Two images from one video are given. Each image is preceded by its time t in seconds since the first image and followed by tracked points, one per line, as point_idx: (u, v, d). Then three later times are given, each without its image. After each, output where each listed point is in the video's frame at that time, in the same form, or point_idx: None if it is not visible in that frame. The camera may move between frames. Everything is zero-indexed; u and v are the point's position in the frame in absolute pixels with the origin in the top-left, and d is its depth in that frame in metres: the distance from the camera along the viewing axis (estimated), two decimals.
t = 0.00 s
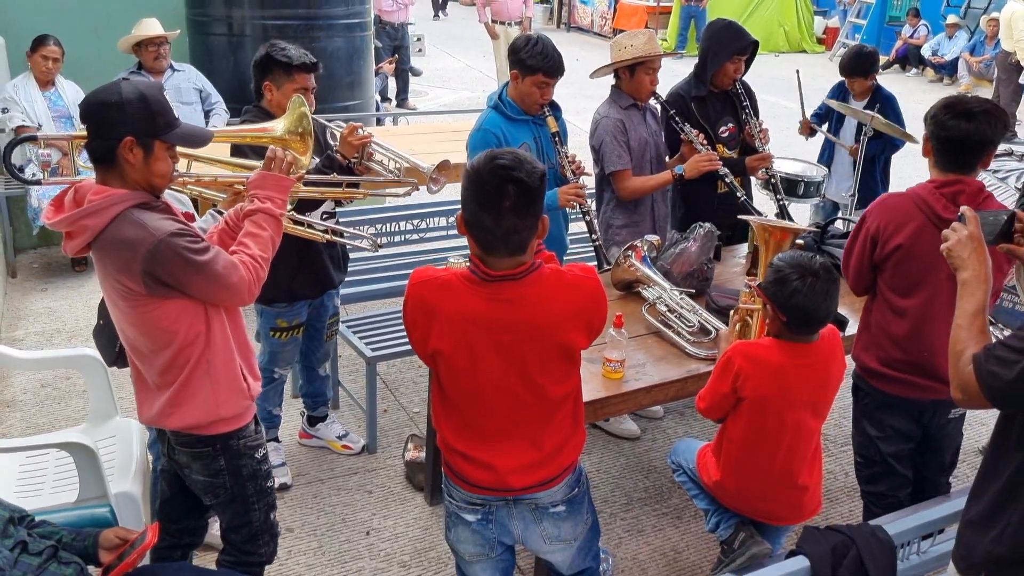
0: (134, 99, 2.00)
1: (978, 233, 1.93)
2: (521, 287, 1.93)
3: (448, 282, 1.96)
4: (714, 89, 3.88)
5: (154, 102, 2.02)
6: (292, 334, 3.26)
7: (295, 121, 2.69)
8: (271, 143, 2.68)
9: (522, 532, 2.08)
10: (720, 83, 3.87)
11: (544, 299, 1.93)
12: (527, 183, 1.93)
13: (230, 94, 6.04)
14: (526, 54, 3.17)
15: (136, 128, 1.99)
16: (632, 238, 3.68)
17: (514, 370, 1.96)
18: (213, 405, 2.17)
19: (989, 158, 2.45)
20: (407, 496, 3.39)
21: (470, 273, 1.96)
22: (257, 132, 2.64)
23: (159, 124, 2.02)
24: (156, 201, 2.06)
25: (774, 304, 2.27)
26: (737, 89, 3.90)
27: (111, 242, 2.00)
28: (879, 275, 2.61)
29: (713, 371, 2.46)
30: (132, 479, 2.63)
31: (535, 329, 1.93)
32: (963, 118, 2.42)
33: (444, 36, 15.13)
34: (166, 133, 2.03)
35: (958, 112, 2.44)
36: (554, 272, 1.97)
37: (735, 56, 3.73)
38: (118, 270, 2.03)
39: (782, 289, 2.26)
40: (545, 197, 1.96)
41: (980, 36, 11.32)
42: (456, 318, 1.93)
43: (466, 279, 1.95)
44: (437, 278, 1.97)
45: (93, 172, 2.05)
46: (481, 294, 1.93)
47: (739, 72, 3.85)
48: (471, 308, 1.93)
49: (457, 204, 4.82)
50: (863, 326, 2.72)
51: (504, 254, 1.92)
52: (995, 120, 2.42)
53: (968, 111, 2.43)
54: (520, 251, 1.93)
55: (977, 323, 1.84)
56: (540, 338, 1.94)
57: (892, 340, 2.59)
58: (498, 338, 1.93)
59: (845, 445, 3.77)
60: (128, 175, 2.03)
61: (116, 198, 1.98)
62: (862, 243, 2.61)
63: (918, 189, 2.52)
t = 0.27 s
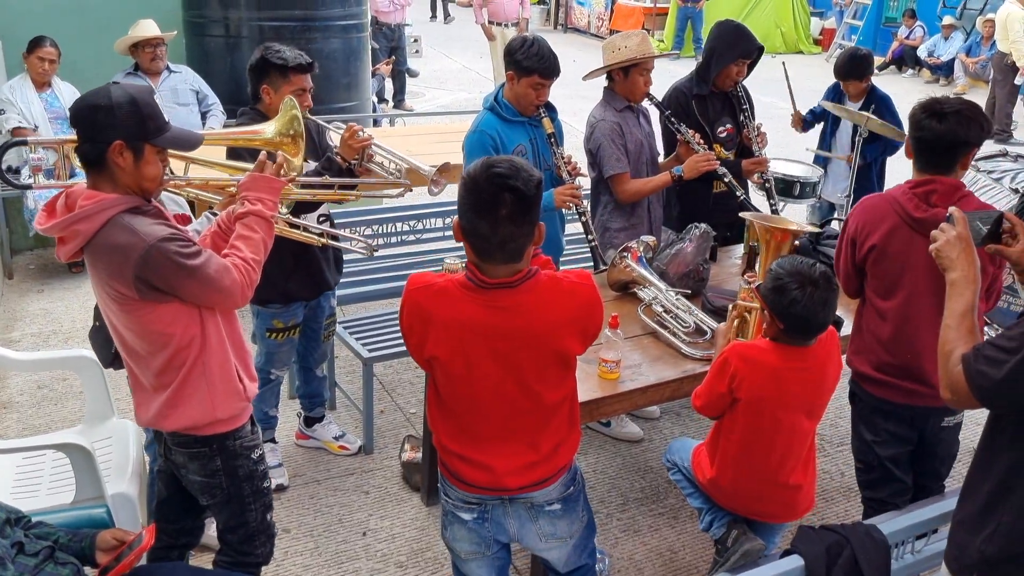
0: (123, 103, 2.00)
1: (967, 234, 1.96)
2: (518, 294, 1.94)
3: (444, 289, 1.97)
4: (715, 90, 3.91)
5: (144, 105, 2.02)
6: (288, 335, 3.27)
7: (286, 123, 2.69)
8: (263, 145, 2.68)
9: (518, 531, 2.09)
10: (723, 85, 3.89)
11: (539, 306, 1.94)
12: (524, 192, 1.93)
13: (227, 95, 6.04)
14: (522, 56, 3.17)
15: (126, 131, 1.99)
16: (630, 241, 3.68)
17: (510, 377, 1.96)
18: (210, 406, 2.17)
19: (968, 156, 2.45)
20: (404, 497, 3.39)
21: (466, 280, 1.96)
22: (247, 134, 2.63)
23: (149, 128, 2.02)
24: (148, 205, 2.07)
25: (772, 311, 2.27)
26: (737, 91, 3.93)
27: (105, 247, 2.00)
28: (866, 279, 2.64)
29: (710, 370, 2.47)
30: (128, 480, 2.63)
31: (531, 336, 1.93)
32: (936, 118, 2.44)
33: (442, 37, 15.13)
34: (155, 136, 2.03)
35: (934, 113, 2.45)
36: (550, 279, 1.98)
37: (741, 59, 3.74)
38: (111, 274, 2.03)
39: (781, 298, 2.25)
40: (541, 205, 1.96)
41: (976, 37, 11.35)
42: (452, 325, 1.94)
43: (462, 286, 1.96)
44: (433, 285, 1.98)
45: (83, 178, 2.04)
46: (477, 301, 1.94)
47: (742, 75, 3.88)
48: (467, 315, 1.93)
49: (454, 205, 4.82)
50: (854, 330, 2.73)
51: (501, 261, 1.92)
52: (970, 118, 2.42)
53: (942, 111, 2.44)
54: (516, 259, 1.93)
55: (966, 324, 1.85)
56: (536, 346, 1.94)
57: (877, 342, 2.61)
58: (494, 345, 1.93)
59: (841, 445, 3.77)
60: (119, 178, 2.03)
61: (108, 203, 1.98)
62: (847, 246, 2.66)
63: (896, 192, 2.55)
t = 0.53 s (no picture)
0: (121, 104, 2.00)
1: (954, 236, 1.98)
2: (512, 292, 1.94)
3: (440, 284, 1.97)
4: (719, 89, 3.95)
5: (142, 108, 2.03)
6: (283, 336, 3.27)
7: (279, 126, 2.69)
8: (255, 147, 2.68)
9: (512, 531, 2.09)
10: (725, 85, 3.93)
11: (533, 303, 1.95)
12: (518, 191, 1.93)
13: (221, 96, 6.03)
14: (513, 54, 3.19)
15: (122, 132, 1.99)
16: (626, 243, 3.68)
17: (503, 375, 1.97)
18: (203, 408, 2.18)
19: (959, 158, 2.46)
20: (399, 498, 3.40)
21: (461, 276, 1.97)
22: (240, 136, 2.63)
23: (145, 130, 2.03)
24: (140, 206, 2.07)
25: (766, 316, 2.28)
26: (740, 91, 3.97)
27: (97, 249, 2.00)
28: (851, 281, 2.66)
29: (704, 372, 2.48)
30: (123, 481, 2.63)
31: (524, 334, 1.94)
32: (924, 125, 2.46)
33: (436, 38, 15.12)
34: (152, 139, 2.04)
35: (922, 119, 2.46)
36: (545, 277, 1.99)
37: (744, 59, 3.79)
38: (103, 277, 2.03)
39: (775, 304, 2.26)
40: (536, 204, 1.96)
41: (968, 38, 11.41)
42: (446, 320, 1.94)
43: (457, 282, 1.97)
44: (429, 280, 1.99)
45: (77, 178, 2.04)
46: (471, 298, 1.94)
47: (744, 77, 3.93)
48: (461, 312, 1.94)
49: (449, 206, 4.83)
50: (843, 334, 2.76)
51: (495, 260, 1.93)
52: (958, 121, 2.44)
53: (930, 117, 2.45)
54: (510, 257, 1.94)
55: (953, 326, 1.88)
56: (529, 344, 1.95)
57: (863, 346, 2.63)
58: (488, 342, 1.94)
59: (835, 445, 3.79)
60: (112, 180, 2.03)
61: (100, 205, 1.99)
62: (835, 247, 2.68)
63: (884, 196, 2.56)
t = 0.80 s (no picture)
0: (108, 108, 2.00)
1: (948, 236, 1.98)
2: (512, 271, 1.94)
3: (438, 266, 1.97)
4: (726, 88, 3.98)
5: (128, 110, 2.02)
6: (281, 337, 3.26)
7: (268, 126, 2.71)
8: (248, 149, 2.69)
9: (510, 540, 2.09)
10: (733, 84, 3.97)
11: (533, 282, 1.95)
12: (518, 170, 1.95)
13: (218, 97, 6.02)
14: (509, 53, 3.19)
15: (111, 135, 1.99)
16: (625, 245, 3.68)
17: (501, 358, 1.96)
18: (203, 410, 2.17)
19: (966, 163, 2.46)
20: (397, 499, 3.39)
21: (461, 258, 1.97)
22: (231, 137, 2.65)
23: (133, 132, 2.02)
24: (132, 211, 2.07)
25: (764, 315, 2.28)
26: (748, 90, 4.00)
27: (92, 255, 2.00)
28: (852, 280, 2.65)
29: (701, 373, 2.48)
30: (121, 484, 2.62)
31: (524, 312, 1.94)
32: (932, 130, 2.44)
33: (434, 39, 15.13)
34: (141, 141, 2.03)
35: (930, 122, 2.45)
36: (543, 258, 1.99)
37: (753, 58, 3.82)
38: (98, 282, 2.02)
39: (772, 301, 2.26)
40: (536, 183, 1.98)
41: (965, 38, 11.44)
42: (445, 300, 1.94)
43: (456, 263, 1.97)
44: (428, 262, 1.99)
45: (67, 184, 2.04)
46: (470, 279, 1.94)
47: (752, 76, 3.96)
48: (460, 291, 1.94)
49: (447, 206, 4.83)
50: (841, 333, 2.76)
51: (492, 240, 1.94)
52: (965, 126, 2.44)
53: (938, 122, 2.44)
54: (509, 237, 1.94)
55: (949, 327, 1.88)
56: (529, 327, 1.95)
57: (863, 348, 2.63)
58: (487, 322, 1.94)
59: (833, 445, 3.79)
60: (104, 183, 2.02)
61: (93, 211, 1.98)
62: (836, 246, 2.67)
63: (888, 198, 2.55)
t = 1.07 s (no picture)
0: (110, 104, 1.99)
1: (944, 239, 1.98)
2: (512, 276, 1.94)
3: (438, 270, 1.96)
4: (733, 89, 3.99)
5: (129, 107, 2.02)
6: (278, 338, 3.26)
7: (272, 130, 2.69)
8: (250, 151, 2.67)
9: (510, 546, 2.09)
10: (741, 85, 3.98)
11: (532, 287, 1.94)
12: (519, 168, 1.95)
13: (217, 97, 6.02)
14: (510, 56, 3.18)
15: (112, 132, 1.98)
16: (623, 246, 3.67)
17: (502, 363, 1.95)
18: (196, 412, 2.16)
19: (974, 167, 2.44)
20: (394, 500, 3.39)
21: (461, 262, 1.96)
22: (234, 139, 2.63)
23: (135, 129, 2.01)
24: (131, 208, 2.06)
25: (761, 318, 2.27)
26: (755, 92, 4.01)
27: (89, 253, 1.99)
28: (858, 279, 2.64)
29: (698, 375, 2.47)
30: (118, 484, 2.61)
31: (524, 318, 1.93)
32: (945, 134, 2.40)
33: (432, 40, 15.12)
34: (142, 138, 2.02)
35: (942, 127, 2.40)
36: (542, 262, 1.99)
37: (762, 59, 3.83)
38: (94, 280, 2.02)
39: (770, 307, 2.25)
40: (536, 181, 1.98)
41: (963, 40, 11.46)
42: (445, 305, 1.93)
43: (456, 267, 1.96)
44: (427, 266, 1.97)
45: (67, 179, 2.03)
46: (470, 283, 1.93)
47: (760, 77, 3.97)
48: (460, 297, 1.93)
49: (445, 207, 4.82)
50: (847, 330, 2.75)
51: (491, 241, 1.93)
52: (977, 131, 2.40)
53: (951, 127, 2.40)
54: (509, 238, 1.94)
55: (945, 330, 1.88)
56: (528, 331, 1.94)
57: (871, 346, 2.62)
58: (488, 327, 1.93)
59: (831, 447, 3.79)
60: (104, 180, 2.02)
61: (92, 208, 1.97)
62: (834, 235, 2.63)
63: (898, 199, 2.52)
